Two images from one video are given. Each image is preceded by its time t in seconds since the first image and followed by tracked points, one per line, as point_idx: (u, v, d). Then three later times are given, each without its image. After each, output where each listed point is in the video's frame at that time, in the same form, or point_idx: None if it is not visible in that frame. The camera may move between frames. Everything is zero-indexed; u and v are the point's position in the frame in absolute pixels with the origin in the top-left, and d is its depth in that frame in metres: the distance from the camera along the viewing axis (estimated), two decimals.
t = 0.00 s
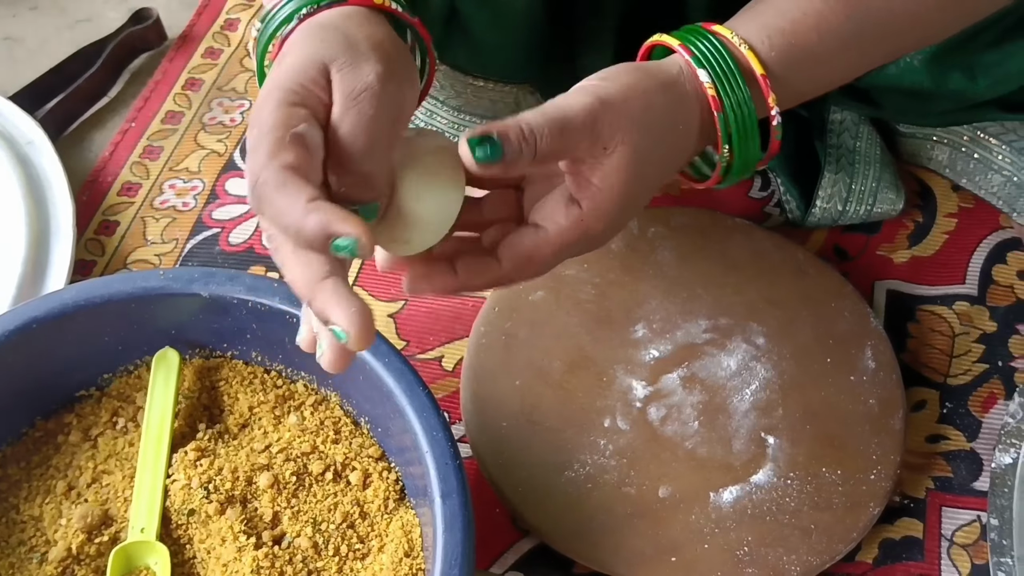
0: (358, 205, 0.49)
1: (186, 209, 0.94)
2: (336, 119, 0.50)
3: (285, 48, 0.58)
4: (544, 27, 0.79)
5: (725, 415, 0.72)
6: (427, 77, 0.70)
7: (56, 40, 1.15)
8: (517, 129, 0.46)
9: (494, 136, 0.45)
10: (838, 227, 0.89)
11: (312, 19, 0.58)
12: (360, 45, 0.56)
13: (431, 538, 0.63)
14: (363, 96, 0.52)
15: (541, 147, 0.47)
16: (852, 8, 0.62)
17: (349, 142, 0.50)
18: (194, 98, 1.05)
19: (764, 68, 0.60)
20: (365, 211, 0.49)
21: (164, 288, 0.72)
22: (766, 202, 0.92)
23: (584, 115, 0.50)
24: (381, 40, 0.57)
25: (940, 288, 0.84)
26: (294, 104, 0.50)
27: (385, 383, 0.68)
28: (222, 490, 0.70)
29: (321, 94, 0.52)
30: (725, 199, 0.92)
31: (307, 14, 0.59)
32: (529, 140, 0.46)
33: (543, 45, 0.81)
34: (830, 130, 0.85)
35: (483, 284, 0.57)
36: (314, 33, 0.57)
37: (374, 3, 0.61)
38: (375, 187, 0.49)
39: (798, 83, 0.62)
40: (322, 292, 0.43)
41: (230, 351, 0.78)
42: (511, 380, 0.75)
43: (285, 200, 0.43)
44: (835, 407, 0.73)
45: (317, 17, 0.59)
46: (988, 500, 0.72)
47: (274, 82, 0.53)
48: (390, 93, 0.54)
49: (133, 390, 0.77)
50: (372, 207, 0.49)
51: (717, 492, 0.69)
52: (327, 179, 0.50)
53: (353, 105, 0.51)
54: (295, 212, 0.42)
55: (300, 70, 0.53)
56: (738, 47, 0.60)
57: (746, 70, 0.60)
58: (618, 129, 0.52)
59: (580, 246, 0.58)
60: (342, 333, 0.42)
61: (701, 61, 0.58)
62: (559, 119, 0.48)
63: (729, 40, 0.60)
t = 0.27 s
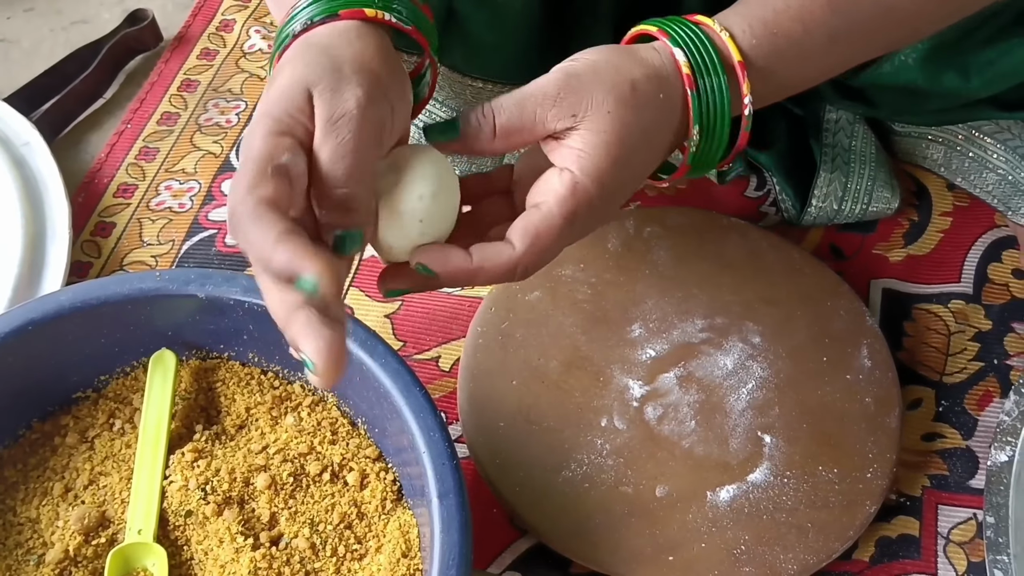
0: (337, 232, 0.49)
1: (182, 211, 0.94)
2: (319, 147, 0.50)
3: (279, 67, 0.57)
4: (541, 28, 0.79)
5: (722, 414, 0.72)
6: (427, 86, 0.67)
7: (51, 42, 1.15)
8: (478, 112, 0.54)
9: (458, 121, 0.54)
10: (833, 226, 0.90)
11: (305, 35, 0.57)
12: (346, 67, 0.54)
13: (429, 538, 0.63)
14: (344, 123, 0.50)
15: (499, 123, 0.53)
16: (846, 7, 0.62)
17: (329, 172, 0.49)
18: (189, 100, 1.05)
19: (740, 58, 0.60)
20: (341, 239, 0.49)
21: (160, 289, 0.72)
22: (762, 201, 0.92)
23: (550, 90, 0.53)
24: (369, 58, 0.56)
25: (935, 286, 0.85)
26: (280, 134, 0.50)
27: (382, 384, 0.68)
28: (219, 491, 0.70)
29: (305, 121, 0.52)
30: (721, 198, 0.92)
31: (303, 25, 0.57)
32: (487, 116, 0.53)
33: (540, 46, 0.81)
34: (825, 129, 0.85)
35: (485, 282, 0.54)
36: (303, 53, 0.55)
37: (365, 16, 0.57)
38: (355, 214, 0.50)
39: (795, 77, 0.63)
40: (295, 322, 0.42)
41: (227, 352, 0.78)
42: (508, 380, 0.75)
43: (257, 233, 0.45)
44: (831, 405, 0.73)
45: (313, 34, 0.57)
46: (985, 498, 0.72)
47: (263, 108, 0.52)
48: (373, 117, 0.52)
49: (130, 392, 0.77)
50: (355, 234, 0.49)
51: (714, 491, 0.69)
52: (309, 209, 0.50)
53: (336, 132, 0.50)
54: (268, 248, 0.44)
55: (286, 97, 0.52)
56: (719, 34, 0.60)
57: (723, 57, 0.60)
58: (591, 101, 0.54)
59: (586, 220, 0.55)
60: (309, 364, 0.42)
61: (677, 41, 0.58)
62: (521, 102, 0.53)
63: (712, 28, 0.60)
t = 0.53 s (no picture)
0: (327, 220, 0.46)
1: (180, 211, 0.94)
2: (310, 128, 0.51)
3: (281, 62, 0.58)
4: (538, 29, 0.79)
5: (720, 414, 0.72)
6: (427, 78, 0.71)
7: (48, 43, 1.15)
8: (485, 113, 0.50)
9: (464, 124, 0.50)
10: (831, 226, 0.90)
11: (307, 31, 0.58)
12: (339, 56, 0.55)
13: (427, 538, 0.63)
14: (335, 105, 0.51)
15: (508, 126, 0.50)
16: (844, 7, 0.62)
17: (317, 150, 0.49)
18: (187, 100, 1.05)
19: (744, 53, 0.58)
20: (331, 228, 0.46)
21: (158, 290, 0.72)
22: (760, 201, 0.93)
23: (556, 91, 0.51)
24: (362, 45, 0.56)
25: (933, 286, 0.85)
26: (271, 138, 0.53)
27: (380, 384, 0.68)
28: (217, 491, 0.70)
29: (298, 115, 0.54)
30: (718, 198, 0.93)
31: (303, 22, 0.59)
32: (493, 119, 0.50)
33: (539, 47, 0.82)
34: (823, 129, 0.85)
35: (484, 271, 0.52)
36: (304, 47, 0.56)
37: (365, 8, 0.60)
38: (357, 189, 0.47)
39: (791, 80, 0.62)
40: (285, 339, 0.47)
41: (225, 353, 0.78)
42: (506, 381, 0.75)
43: (206, 240, 0.46)
44: (829, 405, 0.73)
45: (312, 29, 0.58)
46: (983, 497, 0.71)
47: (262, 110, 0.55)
48: (363, 101, 0.53)
49: (128, 393, 0.77)
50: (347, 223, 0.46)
51: (712, 491, 0.69)
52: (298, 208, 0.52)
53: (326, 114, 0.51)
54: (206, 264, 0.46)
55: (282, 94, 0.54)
56: (720, 33, 0.58)
57: (728, 56, 0.58)
58: (599, 102, 0.52)
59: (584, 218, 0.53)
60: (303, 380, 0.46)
61: (680, 43, 0.57)
62: (527, 101, 0.51)
63: (713, 29, 0.58)
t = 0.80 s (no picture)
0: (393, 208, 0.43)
1: (179, 211, 0.94)
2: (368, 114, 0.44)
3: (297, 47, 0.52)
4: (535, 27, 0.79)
5: (719, 413, 0.72)
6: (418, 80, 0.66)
7: (47, 44, 1.15)
8: (481, 82, 0.50)
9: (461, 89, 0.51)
10: (829, 225, 0.90)
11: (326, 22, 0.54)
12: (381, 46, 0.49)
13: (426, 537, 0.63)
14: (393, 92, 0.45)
15: (504, 97, 0.50)
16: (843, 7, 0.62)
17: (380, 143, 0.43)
18: (186, 100, 1.05)
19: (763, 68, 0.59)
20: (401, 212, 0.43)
21: (157, 290, 0.72)
22: (759, 201, 0.93)
23: (561, 78, 0.50)
24: (391, 36, 0.51)
25: (932, 285, 0.85)
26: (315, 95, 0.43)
27: (379, 384, 0.68)
28: (217, 492, 0.70)
29: (349, 91, 0.44)
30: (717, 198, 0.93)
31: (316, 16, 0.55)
32: (493, 83, 0.50)
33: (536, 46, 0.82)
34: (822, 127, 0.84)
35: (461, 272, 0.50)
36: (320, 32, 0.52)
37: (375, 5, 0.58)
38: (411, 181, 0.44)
39: (801, 84, 0.62)
40: (365, 306, 0.37)
41: (224, 353, 0.78)
42: (505, 381, 0.75)
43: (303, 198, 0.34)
44: (828, 405, 0.73)
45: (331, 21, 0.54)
46: (982, 496, 0.71)
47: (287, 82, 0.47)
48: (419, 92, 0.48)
49: (127, 393, 0.76)
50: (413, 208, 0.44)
51: (711, 491, 0.69)
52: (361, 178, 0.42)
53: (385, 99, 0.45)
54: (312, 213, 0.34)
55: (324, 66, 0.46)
56: (737, 47, 0.59)
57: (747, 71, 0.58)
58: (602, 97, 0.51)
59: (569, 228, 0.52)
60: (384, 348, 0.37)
61: (700, 57, 0.57)
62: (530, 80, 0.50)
63: (730, 43, 0.59)
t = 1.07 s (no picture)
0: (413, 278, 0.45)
1: (179, 211, 0.94)
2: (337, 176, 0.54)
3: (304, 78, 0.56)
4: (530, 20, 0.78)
5: (719, 413, 0.72)
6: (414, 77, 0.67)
7: (46, 43, 1.15)
8: (467, 108, 0.47)
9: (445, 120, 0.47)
10: (829, 225, 0.90)
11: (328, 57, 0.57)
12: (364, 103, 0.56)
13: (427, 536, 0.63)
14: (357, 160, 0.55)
15: (492, 115, 0.47)
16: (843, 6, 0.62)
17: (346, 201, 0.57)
18: (186, 100, 1.05)
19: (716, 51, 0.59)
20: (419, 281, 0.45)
21: (157, 290, 0.72)
22: (759, 200, 0.93)
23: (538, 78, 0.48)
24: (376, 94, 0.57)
25: (931, 285, 0.85)
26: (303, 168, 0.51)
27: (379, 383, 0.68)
28: (217, 491, 0.70)
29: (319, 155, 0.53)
30: (717, 198, 0.93)
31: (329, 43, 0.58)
32: (479, 110, 0.47)
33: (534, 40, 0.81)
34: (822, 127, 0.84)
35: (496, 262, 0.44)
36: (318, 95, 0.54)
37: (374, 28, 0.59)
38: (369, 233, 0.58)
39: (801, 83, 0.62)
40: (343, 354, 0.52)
41: (224, 353, 0.78)
42: (505, 380, 0.75)
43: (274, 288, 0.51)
44: (828, 404, 0.73)
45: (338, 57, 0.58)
46: (982, 495, 0.71)
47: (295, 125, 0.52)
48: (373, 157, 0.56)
49: (127, 393, 0.76)
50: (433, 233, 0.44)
51: (711, 490, 0.69)
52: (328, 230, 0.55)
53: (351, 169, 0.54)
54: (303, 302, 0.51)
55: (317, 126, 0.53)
56: (692, 32, 0.58)
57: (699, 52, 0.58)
58: (582, 87, 0.49)
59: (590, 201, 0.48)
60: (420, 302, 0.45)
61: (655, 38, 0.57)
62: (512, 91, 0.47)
63: (687, 29, 0.59)
